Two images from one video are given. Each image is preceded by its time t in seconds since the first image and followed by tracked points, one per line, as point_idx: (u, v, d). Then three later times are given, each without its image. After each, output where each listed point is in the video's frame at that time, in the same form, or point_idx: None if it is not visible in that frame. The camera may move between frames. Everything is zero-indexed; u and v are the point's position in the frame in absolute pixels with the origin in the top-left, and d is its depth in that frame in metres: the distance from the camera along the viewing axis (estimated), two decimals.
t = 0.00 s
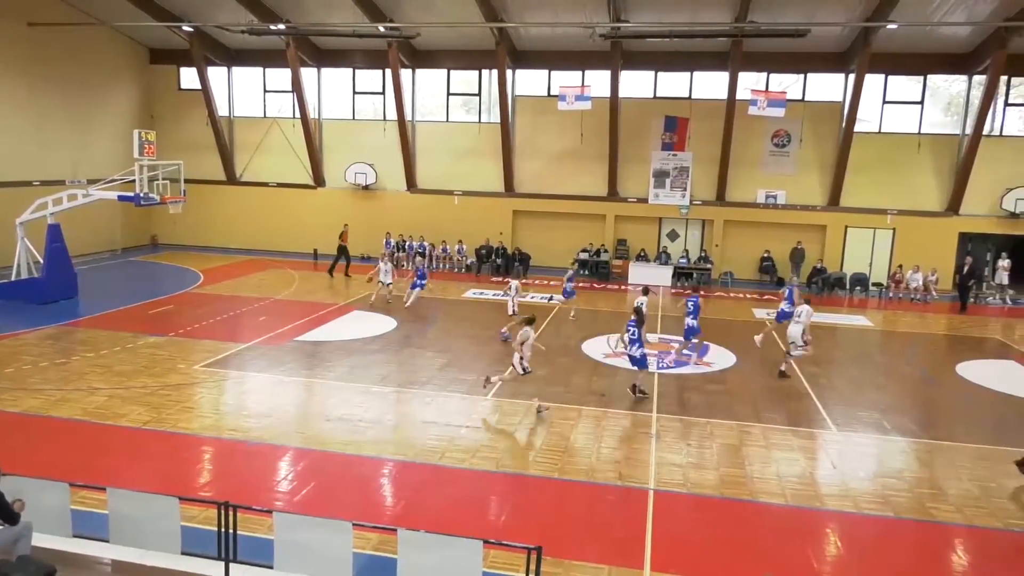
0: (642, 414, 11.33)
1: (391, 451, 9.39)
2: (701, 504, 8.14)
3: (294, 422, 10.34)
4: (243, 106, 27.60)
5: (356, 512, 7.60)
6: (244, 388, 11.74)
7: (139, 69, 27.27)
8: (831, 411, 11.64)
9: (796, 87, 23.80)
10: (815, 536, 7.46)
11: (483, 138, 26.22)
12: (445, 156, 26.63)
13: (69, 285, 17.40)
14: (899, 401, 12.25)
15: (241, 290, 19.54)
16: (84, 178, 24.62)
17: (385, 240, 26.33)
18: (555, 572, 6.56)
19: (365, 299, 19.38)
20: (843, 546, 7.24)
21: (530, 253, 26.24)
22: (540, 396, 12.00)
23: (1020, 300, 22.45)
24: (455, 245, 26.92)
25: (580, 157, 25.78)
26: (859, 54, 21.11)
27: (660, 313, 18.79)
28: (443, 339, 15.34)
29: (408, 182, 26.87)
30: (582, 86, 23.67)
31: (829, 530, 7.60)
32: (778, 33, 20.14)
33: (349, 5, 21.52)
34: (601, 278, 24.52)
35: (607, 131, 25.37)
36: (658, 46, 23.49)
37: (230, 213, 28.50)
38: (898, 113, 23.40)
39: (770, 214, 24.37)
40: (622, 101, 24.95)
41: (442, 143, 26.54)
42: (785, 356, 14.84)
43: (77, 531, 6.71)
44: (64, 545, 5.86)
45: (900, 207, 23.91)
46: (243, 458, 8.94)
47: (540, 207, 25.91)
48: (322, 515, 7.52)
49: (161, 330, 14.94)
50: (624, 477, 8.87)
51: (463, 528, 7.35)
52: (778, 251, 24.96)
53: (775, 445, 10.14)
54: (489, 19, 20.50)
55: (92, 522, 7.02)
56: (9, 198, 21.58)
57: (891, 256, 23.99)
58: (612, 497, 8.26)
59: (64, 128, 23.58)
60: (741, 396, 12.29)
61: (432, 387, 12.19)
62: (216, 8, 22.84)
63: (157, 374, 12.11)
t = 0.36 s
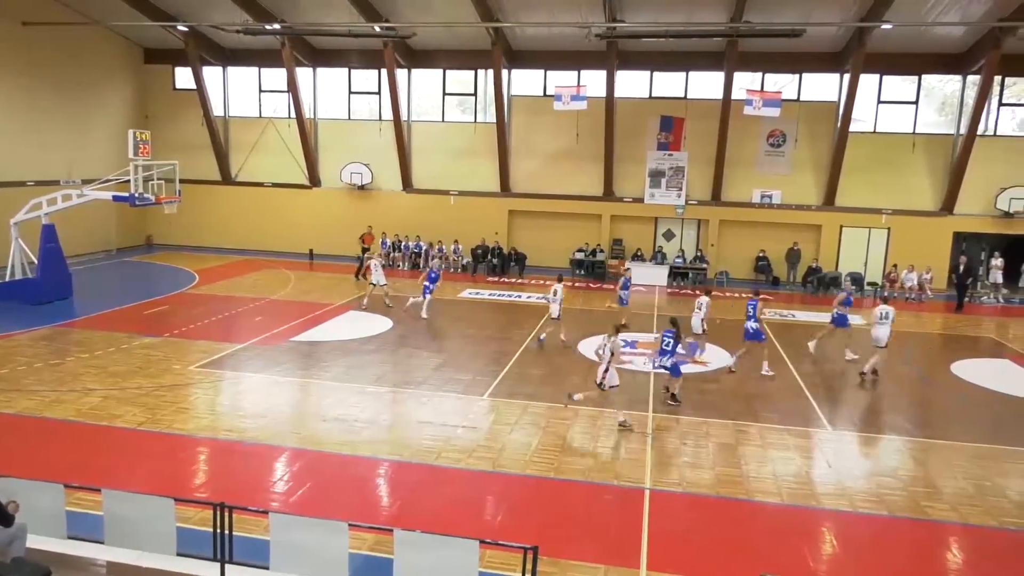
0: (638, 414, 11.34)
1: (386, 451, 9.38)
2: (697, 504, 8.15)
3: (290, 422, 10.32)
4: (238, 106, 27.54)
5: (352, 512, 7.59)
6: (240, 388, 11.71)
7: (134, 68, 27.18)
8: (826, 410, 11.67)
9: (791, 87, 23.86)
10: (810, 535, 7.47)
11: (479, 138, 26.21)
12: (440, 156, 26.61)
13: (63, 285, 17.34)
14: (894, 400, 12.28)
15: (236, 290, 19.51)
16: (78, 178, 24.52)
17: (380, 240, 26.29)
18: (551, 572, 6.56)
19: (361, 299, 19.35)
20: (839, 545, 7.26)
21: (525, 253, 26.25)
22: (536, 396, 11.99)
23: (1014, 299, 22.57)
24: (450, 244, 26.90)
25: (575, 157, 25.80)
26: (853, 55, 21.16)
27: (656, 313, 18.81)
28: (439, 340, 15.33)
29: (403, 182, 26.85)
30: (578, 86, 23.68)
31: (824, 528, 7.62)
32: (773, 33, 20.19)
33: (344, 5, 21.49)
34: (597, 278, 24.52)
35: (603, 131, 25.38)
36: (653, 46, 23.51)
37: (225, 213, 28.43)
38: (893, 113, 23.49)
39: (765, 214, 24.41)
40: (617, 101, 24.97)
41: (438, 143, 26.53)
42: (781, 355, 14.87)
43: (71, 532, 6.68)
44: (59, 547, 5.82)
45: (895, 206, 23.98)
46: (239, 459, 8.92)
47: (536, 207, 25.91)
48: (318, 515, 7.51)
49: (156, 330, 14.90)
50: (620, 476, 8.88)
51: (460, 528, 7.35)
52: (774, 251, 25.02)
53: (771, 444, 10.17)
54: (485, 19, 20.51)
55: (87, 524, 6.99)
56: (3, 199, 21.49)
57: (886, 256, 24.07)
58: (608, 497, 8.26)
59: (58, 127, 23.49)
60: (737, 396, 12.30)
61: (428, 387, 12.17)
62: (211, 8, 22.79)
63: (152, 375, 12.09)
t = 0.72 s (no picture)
0: (631, 413, 11.35)
1: (379, 452, 9.36)
2: (690, 503, 8.17)
3: (282, 423, 10.30)
4: (230, 106, 27.44)
5: (345, 513, 7.57)
6: (232, 389, 11.67)
7: (125, 68, 27.06)
8: (819, 409, 11.71)
9: (783, 87, 23.95)
10: (803, 533, 7.50)
11: (472, 138, 26.19)
12: (433, 156, 26.59)
13: (54, 286, 17.25)
14: (885, 398, 12.35)
15: (229, 291, 19.45)
16: (69, 178, 24.39)
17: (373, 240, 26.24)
18: (545, 571, 6.56)
19: (354, 299, 19.31)
20: (831, 543, 7.29)
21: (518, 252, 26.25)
22: (529, 396, 11.99)
23: (1004, 298, 22.74)
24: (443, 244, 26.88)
25: (568, 157, 25.82)
26: (845, 55, 21.25)
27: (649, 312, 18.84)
28: (432, 340, 15.31)
29: (396, 182, 26.81)
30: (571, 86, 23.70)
31: (816, 527, 7.65)
32: (765, 33, 20.27)
33: (337, 5, 21.46)
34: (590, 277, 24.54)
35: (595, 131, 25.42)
36: (646, 46, 23.55)
37: (217, 213, 28.33)
38: (884, 113, 23.60)
39: (758, 213, 24.49)
40: (611, 101, 25.00)
41: (431, 143, 26.50)
42: (773, 355, 14.91)
43: (62, 534, 6.64)
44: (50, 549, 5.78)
45: (886, 206, 24.09)
46: (231, 460, 8.88)
47: (529, 207, 25.93)
48: (312, 516, 7.49)
49: (148, 331, 14.83)
50: (613, 476, 8.89)
51: (453, 528, 7.33)
52: (766, 250, 25.11)
53: (764, 443, 10.20)
54: (478, 18, 20.52)
55: (78, 526, 6.96)
56: None
57: (877, 255, 24.18)
58: (602, 496, 8.27)
59: (49, 127, 23.37)
60: (730, 395, 12.33)
61: (420, 387, 12.16)
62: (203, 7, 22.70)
63: (143, 376, 12.04)
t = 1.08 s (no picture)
0: (625, 413, 11.37)
1: (373, 452, 9.35)
2: (683, 502, 8.18)
3: (276, 423, 10.27)
4: (223, 106, 27.36)
5: (340, 513, 7.56)
6: (225, 390, 11.64)
7: (117, 68, 26.96)
8: (812, 409, 11.75)
9: (776, 87, 24.01)
10: (796, 532, 7.52)
11: (466, 138, 26.19)
12: (427, 156, 26.57)
13: (46, 286, 17.17)
14: (878, 397, 12.39)
15: (222, 291, 19.42)
16: (61, 178, 24.28)
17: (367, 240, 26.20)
18: (539, 571, 6.57)
19: (348, 299, 19.28)
20: (825, 542, 7.30)
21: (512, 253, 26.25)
22: (523, 395, 12.00)
23: (996, 297, 22.86)
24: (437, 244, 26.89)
25: (562, 157, 25.83)
26: (837, 55, 21.33)
27: (643, 312, 18.86)
28: (426, 339, 15.32)
29: (390, 182, 26.78)
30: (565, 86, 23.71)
31: (810, 526, 7.68)
32: (758, 33, 20.33)
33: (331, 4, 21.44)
34: (584, 277, 24.57)
35: (589, 131, 25.44)
36: (640, 46, 23.57)
37: (211, 214, 28.24)
38: (876, 113, 23.70)
39: (751, 213, 24.56)
40: (604, 101, 25.04)
41: (425, 143, 26.48)
42: (766, 354, 14.96)
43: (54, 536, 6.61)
44: (43, 551, 5.73)
45: (879, 206, 24.18)
46: (224, 461, 8.85)
47: (523, 207, 25.94)
48: (306, 517, 7.48)
49: (141, 332, 14.79)
50: (608, 475, 8.90)
51: (447, 529, 7.33)
52: (760, 250, 25.18)
53: (758, 442, 10.23)
54: (472, 18, 20.54)
55: (71, 528, 6.93)
56: None
57: (870, 254, 24.27)
58: (596, 496, 8.28)
59: (41, 127, 23.27)
60: (724, 394, 12.36)
61: (415, 388, 12.15)
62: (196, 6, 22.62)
63: (136, 376, 11.99)
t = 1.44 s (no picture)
0: (620, 412, 11.40)
1: (367, 452, 9.34)
2: (678, 502, 8.19)
3: (270, 424, 10.25)
4: (217, 105, 27.28)
5: (334, 514, 7.55)
6: (219, 391, 11.60)
7: (110, 67, 26.85)
8: (806, 408, 11.78)
9: (770, 87, 24.06)
10: (790, 531, 7.54)
11: (460, 138, 26.17)
12: (421, 156, 26.54)
13: (38, 286, 17.09)
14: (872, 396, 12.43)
15: (216, 291, 19.36)
16: (54, 178, 24.17)
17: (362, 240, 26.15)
18: (534, 571, 6.57)
19: (342, 299, 19.24)
20: (819, 541, 7.31)
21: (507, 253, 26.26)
22: (517, 395, 12.00)
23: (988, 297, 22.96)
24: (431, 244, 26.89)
25: (556, 157, 25.84)
26: (830, 55, 21.39)
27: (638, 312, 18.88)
28: (420, 339, 15.31)
29: (384, 182, 26.75)
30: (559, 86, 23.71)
31: (804, 525, 7.69)
32: (751, 32, 20.37)
33: (324, 3, 21.39)
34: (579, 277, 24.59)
35: (583, 131, 25.45)
36: (634, 46, 23.60)
37: (204, 214, 28.14)
38: (870, 113, 23.78)
39: (745, 213, 24.63)
40: (599, 101, 25.07)
41: (418, 143, 26.46)
42: (760, 353, 14.99)
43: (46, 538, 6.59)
44: (34, 553, 5.69)
45: (872, 205, 24.26)
46: (218, 461, 8.83)
47: (518, 207, 25.95)
48: (301, 517, 7.47)
49: (135, 332, 14.74)
50: (602, 475, 8.91)
51: (442, 529, 7.33)
52: (754, 250, 25.24)
53: (752, 441, 10.25)
54: (465, 18, 20.53)
55: (63, 530, 6.90)
56: None
57: (864, 254, 24.36)
58: (591, 495, 8.29)
59: (33, 126, 23.15)
60: (718, 394, 12.39)
61: (410, 388, 12.14)
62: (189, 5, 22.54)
63: (130, 377, 11.95)
